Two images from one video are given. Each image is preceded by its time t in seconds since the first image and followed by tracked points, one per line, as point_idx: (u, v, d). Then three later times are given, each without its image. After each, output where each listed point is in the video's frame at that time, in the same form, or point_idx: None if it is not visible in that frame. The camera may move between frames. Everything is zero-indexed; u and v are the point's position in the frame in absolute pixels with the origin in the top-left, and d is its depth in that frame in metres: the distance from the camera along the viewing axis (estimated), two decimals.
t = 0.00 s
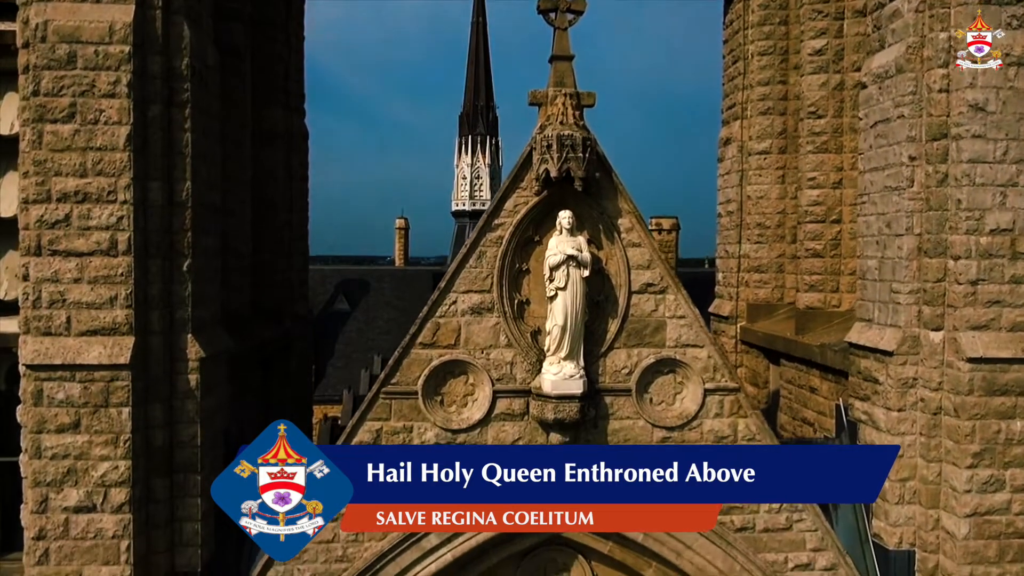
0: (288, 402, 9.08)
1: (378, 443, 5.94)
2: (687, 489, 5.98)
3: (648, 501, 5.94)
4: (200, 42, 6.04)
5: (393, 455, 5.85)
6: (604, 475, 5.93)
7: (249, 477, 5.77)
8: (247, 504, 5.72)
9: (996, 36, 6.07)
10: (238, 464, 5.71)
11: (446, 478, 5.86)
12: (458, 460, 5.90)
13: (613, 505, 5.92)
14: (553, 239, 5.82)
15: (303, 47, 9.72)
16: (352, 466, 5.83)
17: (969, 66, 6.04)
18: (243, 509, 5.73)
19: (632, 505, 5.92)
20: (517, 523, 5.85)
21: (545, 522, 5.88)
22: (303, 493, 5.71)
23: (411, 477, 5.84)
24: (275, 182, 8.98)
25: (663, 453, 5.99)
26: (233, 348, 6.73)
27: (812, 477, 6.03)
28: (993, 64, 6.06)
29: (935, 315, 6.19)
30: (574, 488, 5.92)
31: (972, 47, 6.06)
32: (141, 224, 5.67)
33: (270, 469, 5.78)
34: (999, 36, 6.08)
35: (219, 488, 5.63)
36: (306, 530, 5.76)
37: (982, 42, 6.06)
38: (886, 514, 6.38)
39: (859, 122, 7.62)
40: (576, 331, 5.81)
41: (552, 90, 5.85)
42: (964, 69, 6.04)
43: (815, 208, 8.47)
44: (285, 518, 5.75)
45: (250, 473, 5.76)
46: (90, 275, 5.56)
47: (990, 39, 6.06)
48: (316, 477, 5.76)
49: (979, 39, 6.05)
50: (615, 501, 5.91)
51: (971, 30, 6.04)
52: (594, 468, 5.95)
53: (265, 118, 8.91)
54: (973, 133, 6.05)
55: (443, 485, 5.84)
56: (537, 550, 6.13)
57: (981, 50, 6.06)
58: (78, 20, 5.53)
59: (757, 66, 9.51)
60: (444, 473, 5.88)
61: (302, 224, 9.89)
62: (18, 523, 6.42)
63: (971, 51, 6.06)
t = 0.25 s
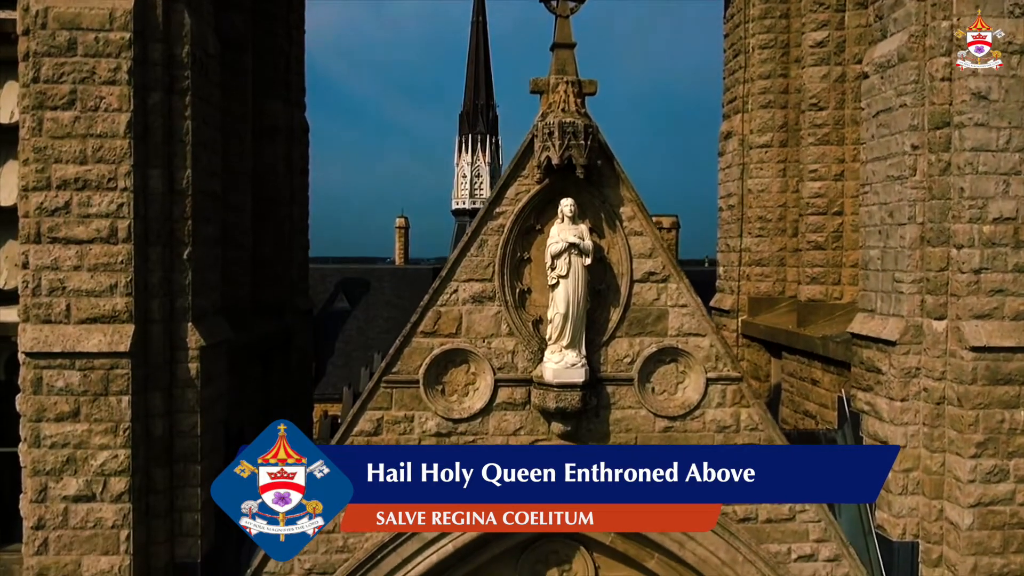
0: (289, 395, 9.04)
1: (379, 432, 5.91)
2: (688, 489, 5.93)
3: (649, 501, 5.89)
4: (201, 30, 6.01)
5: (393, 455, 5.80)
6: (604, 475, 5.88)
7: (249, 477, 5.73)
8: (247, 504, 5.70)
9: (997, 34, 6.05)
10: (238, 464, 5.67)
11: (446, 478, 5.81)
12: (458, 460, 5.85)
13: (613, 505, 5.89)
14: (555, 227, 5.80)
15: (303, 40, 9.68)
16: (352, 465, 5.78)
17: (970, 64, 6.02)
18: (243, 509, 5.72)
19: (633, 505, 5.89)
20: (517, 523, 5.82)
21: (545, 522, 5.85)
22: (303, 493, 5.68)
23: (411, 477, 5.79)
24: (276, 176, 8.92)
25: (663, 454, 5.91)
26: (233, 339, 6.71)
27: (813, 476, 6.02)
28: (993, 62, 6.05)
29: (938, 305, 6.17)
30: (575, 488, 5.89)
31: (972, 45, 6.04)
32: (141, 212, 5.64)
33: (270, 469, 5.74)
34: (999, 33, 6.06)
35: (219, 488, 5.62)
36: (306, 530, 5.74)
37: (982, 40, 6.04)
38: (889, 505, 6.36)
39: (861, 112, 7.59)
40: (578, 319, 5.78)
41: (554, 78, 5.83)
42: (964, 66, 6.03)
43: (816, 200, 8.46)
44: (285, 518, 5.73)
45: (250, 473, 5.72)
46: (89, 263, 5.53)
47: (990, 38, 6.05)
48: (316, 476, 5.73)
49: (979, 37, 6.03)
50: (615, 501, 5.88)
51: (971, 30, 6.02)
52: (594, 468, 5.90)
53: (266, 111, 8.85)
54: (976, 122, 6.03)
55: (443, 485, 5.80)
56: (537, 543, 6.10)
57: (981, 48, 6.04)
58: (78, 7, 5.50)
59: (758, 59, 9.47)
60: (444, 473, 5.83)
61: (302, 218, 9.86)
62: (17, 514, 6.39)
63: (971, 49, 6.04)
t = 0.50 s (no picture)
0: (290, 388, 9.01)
1: (379, 421, 5.89)
2: (688, 489, 5.97)
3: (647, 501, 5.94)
4: (201, 18, 6.00)
5: (394, 455, 5.85)
6: (604, 475, 5.93)
7: (249, 477, 5.81)
8: (247, 503, 5.76)
9: (997, 34, 6.04)
10: (238, 464, 5.75)
11: (446, 478, 5.84)
12: (458, 460, 5.87)
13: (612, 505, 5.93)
14: (556, 215, 5.78)
15: (303, 34, 9.67)
16: (351, 465, 5.83)
17: (970, 64, 6.03)
18: (243, 509, 5.78)
19: (631, 505, 5.93)
20: (517, 522, 5.87)
21: (544, 522, 5.91)
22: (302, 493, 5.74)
23: (411, 477, 5.83)
24: (276, 169, 8.86)
25: (663, 454, 5.98)
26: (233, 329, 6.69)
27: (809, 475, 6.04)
28: (993, 62, 6.04)
29: (940, 294, 6.15)
30: (574, 488, 5.94)
31: (972, 45, 6.04)
32: (141, 199, 5.63)
33: (270, 469, 5.82)
34: (999, 33, 6.05)
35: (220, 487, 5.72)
36: (306, 530, 5.76)
37: (982, 40, 6.04)
38: (891, 495, 6.34)
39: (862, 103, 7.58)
40: (579, 307, 5.76)
41: (555, 66, 5.82)
42: (964, 67, 6.03)
43: (817, 192, 8.45)
44: (285, 518, 5.76)
45: (250, 473, 5.80)
46: (89, 250, 5.52)
47: (990, 37, 6.04)
48: (316, 476, 5.80)
49: (980, 36, 6.03)
50: (614, 501, 5.93)
51: (971, 30, 6.03)
52: (594, 467, 5.94)
53: (265, 104, 8.81)
54: (978, 109, 6.01)
55: (442, 485, 5.84)
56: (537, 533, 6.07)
57: (981, 48, 6.04)
58: None
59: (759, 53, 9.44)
60: (444, 473, 5.85)
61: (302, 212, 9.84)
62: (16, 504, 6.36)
63: (971, 49, 6.04)
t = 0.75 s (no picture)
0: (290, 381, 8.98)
1: (379, 408, 5.87)
2: (688, 489, 5.98)
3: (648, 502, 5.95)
4: (200, 5, 5.99)
5: (393, 455, 5.86)
6: (604, 475, 5.96)
7: (249, 477, 5.80)
8: (247, 503, 5.74)
9: (997, 34, 6.05)
10: (238, 464, 5.74)
11: (446, 478, 5.86)
12: (458, 460, 5.90)
13: (612, 506, 5.94)
14: (557, 201, 5.77)
15: (303, 26, 9.67)
16: (351, 465, 5.84)
17: (969, 63, 6.02)
18: (243, 509, 5.75)
19: (632, 505, 5.96)
20: (522, 522, 5.92)
21: (548, 522, 5.95)
22: (303, 493, 5.74)
23: (411, 477, 5.84)
24: (275, 161, 8.84)
25: (663, 454, 5.99)
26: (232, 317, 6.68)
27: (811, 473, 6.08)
28: (993, 62, 6.04)
29: (941, 281, 6.14)
30: (575, 488, 5.96)
31: (972, 45, 6.05)
32: (141, 186, 5.63)
33: (270, 469, 5.81)
34: (999, 33, 6.05)
35: (221, 487, 5.73)
36: (306, 530, 5.73)
37: (982, 40, 6.04)
38: (893, 484, 6.32)
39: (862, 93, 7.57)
40: (580, 294, 5.75)
41: (555, 52, 5.81)
42: (964, 66, 6.02)
43: (818, 183, 8.45)
44: (285, 518, 5.72)
45: (250, 473, 5.79)
46: (88, 236, 5.51)
47: (990, 38, 6.05)
48: (316, 476, 5.79)
49: (979, 36, 6.04)
50: (615, 501, 5.95)
51: (971, 30, 6.03)
52: (594, 467, 5.97)
53: (265, 97, 8.80)
54: (979, 96, 6.00)
55: (443, 485, 5.85)
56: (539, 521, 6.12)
57: (981, 48, 6.04)
58: None
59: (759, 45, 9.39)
60: (444, 473, 5.87)
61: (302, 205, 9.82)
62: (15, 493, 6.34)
63: (971, 49, 6.04)
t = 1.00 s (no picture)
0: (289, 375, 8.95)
1: (379, 394, 5.87)
2: (688, 489, 5.97)
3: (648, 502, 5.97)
4: None
5: (393, 455, 5.86)
6: (604, 475, 5.97)
7: (249, 477, 5.79)
8: (247, 504, 5.73)
9: (997, 36, 6.03)
10: (238, 464, 5.74)
11: (446, 478, 5.88)
12: (458, 460, 5.90)
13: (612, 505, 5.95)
14: (557, 187, 5.77)
15: (304, 20, 9.68)
16: (351, 465, 5.84)
17: (969, 66, 6.01)
18: (243, 509, 5.75)
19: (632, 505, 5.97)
20: (545, 522, 5.94)
21: (568, 522, 5.96)
22: (302, 493, 5.74)
23: (412, 477, 5.85)
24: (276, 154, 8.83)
25: (663, 454, 5.98)
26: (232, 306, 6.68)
27: (813, 472, 6.06)
28: (993, 64, 6.02)
29: (942, 269, 6.14)
30: (575, 488, 5.96)
31: (972, 47, 6.03)
32: (141, 171, 5.63)
33: (270, 469, 5.81)
34: (1000, 34, 6.04)
35: (220, 487, 5.73)
36: (306, 530, 5.73)
37: (982, 41, 6.03)
38: (894, 472, 6.32)
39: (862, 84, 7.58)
40: (580, 280, 5.75)
41: (555, 39, 5.81)
42: (964, 66, 6.02)
43: (818, 175, 8.45)
44: (285, 518, 5.73)
45: (250, 474, 5.78)
46: (88, 221, 5.51)
47: (990, 39, 6.03)
48: (316, 477, 5.80)
49: (979, 38, 6.02)
50: (615, 501, 5.96)
51: (971, 30, 6.03)
52: (594, 467, 5.98)
53: (266, 89, 8.79)
54: (979, 83, 6.00)
55: (443, 485, 5.87)
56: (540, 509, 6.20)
57: (981, 49, 6.03)
58: None
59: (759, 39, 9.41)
60: (444, 473, 5.89)
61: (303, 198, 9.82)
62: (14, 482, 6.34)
63: (971, 50, 6.03)
